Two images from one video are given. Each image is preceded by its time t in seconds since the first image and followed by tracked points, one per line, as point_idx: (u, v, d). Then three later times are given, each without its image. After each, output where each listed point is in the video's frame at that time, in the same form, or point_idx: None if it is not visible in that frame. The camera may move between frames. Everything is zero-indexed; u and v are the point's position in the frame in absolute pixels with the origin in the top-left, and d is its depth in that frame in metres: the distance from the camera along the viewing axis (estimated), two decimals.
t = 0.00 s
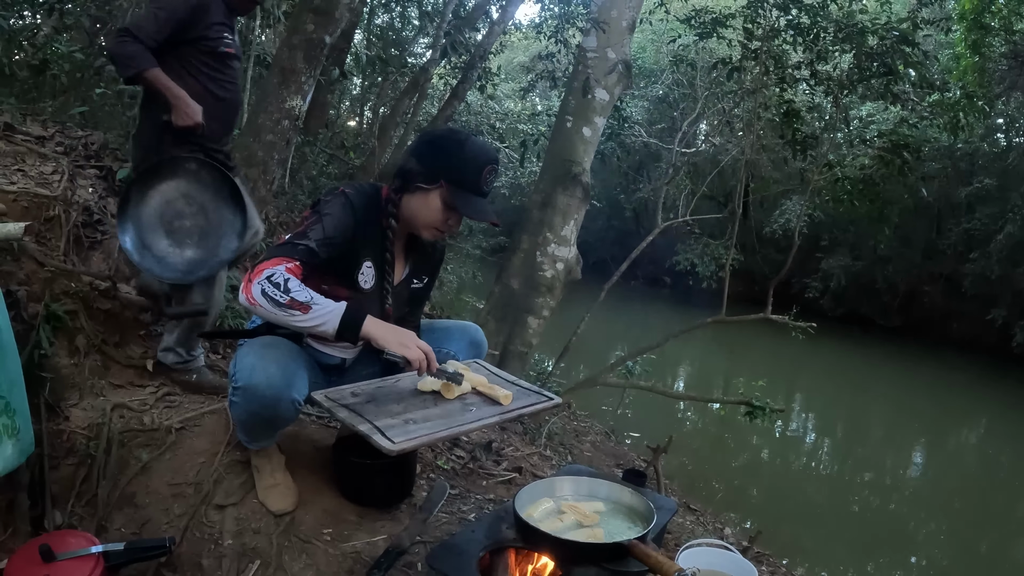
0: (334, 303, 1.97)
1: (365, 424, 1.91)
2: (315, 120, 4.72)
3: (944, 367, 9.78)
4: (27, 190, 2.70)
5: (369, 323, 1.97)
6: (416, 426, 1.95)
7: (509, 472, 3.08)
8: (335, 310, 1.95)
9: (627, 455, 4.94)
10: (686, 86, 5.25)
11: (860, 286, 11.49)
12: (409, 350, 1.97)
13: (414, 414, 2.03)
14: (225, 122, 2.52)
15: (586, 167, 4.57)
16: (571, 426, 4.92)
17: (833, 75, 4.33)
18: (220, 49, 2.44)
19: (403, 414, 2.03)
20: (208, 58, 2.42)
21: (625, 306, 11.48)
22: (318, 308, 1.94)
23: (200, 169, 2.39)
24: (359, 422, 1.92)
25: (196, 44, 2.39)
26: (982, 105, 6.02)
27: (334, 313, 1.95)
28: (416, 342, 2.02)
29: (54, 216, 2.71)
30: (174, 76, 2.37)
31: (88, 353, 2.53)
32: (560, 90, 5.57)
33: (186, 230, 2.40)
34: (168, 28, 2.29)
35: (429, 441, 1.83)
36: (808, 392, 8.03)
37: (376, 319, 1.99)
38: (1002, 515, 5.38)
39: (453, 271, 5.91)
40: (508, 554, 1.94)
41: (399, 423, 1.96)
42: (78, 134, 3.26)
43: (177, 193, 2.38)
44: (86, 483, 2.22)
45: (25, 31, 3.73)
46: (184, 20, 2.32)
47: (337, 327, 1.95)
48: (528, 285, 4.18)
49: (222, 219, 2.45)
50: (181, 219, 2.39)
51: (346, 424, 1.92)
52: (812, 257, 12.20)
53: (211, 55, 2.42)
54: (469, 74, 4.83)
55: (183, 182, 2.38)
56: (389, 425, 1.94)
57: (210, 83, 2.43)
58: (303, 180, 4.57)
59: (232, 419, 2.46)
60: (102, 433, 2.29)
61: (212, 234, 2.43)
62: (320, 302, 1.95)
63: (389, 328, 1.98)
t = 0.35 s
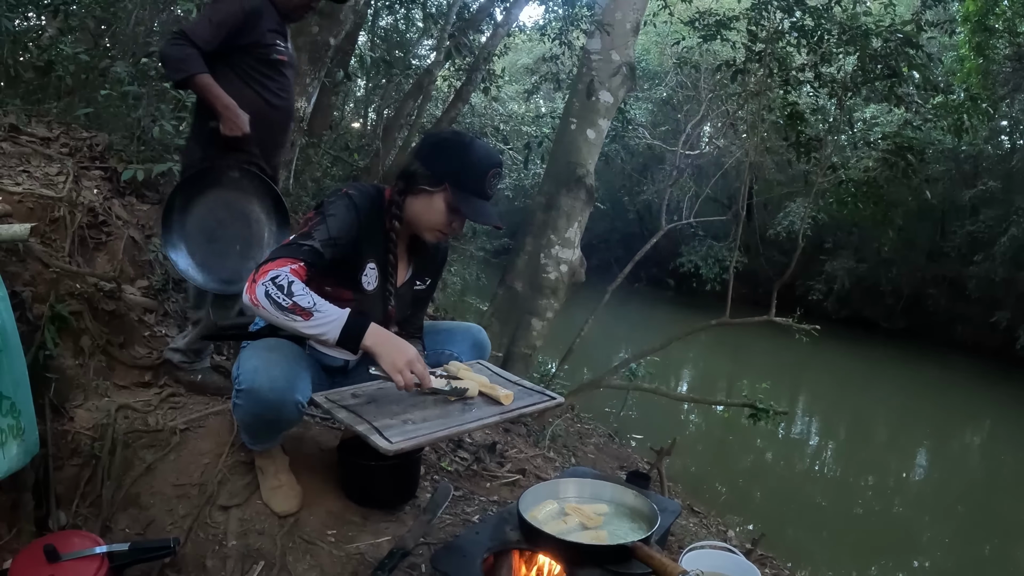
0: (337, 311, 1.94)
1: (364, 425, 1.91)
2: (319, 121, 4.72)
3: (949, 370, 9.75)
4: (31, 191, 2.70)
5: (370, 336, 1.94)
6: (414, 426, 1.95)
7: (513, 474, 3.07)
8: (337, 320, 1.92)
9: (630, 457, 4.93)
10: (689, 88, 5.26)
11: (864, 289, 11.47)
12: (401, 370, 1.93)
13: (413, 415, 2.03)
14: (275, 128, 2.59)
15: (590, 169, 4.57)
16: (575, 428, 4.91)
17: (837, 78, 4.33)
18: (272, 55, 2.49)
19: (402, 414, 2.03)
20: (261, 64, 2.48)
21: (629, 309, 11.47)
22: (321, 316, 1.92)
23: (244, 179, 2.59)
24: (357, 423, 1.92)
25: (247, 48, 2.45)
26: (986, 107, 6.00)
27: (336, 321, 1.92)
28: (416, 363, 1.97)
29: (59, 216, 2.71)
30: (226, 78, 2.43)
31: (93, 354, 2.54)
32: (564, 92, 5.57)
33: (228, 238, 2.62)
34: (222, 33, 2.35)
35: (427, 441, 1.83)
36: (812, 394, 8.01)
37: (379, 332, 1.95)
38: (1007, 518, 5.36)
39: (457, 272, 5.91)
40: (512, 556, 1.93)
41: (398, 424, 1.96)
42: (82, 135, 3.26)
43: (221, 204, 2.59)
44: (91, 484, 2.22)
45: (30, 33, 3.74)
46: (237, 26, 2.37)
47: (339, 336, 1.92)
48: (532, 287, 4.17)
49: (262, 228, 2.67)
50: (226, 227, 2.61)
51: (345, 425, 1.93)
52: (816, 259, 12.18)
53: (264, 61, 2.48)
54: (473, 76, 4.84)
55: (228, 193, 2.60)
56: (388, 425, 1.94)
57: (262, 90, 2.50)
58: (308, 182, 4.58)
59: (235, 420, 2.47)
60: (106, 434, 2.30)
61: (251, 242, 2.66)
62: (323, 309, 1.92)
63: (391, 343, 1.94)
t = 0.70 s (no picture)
0: (321, 308, 1.93)
1: (356, 429, 1.92)
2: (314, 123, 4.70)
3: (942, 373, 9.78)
4: (25, 193, 2.72)
5: (355, 331, 1.93)
6: (406, 430, 1.95)
7: (507, 477, 3.08)
8: (320, 315, 1.92)
9: (625, 460, 4.93)
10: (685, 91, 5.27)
11: (859, 291, 11.50)
12: (386, 367, 1.92)
13: (406, 418, 2.04)
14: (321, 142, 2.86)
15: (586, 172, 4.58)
16: (569, 431, 4.92)
17: (832, 81, 4.35)
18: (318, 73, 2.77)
19: (395, 418, 2.03)
20: (306, 80, 2.75)
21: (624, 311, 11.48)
22: (305, 312, 1.91)
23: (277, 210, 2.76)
24: (350, 427, 1.92)
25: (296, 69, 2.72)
26: (980, 111, 6.03)
27: (319, 317, 1.91)
28: (401, 361, 1.95)
29: (53, 218, 2.72)
30: (276, 98, 2.74)
31: (87, 356, 2.53)
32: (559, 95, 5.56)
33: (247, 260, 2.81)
34: (270, 52, 2.62)
35: (419, 446, 1.83)
36: (806, 397, 8.03)
37: (365, 327, 1.95)
38: (1001, 521, 5.38)
39: (451, 275, 5.91)
40: (506, 559, 1.95)
41: (390, 427, 1.96)
42: (77, 136, 3.24)
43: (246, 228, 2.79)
44: (84, 486, 2.22)
45: (25, 33, 3.73)
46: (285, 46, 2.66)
47: (322, 332, 1.91)
48: (527, 289, 4.18)
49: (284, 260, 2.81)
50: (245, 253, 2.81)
51: (337, 428, 1.93)
52: (810, 262, 12.20)
53: (310, 79, 2.76)
54: (469, 79, 4.83)
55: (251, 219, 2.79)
56: (380, 429, 1.94)
57: (306, 106, 2.78)
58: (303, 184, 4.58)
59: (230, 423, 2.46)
60: (100, 436, 2.29)
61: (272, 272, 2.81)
62: (308, 305, 1.92)
63: (377, 339, 1.94)
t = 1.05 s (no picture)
0: (317, 313, 1.93)
1: (352, 430, 1.91)
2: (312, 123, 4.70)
3: (938, 374, 9.80)
4: (21, 192, 2.71)
5: (350, 336, 1.92)
6: (402, 432, 1.95)
7: (504, 478, 3.08)
8: (315, 320, 1.91)
9: (621, 461, 4.94)
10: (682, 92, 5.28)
11: (855, 293, 11.52)
12: (383, 370, 1.90)
13: (402, 420, 2.03)
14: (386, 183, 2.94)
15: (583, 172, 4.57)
16: (566, 431, 4.92)
17: (829, 83, 4.35)
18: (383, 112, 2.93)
19: (391, 419, 2.03)
20: (372, 118, 2.90)
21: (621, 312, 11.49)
22: (301, 317, 1.91)
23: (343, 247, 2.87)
24: (346, 428, 1.92)
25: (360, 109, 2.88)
26: (976, 112, 6.05)
27: (314, 322, 1.91)
28: (399, 364, 1.94)
29: (48, 217, 2.72)
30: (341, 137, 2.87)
31: (83, 355, 2.52)
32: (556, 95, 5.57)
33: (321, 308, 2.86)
34: (332, 91, 2.80)
35: (416, 447, 1.83)
36: (803, 398, 8.05)
37: (360, 332, 1.94)
38: (996, 522, 5.40)
39: (448, 275, 5.91)
40: (502, 561, 1.90)
41: (386, 429, 1.96)
42: (74, 135, 3.23)
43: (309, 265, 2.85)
44: (80, 487, 2.21)
45: (22, 32, 3.72)
46: (349, 87, 2.83)
47: (317, 336, 1.91)
48: (524, 290, 4.17)
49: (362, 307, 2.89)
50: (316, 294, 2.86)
51: (333, 429, 1.93)
52: (807, 263, 12.22)
53: (375, 118, 2.91)
54: (466, 79, 4.83)
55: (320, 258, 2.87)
56: (376, 430, 1.94)
57: (375, 143, 2.92)
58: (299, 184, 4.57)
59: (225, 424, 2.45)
60: (95, 436, 2.29)
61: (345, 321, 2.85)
62: (304, 310, 1.91)
63: (372, 343, 1.93)
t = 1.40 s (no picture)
0: (319, 305, 1.93)
1: (355, 430, 1.91)
2: (318, 120, 4.70)
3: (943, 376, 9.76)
4: (27, 187, 2.71)
5: (354, 326, 1.93)
6: (405, 432, 1.94)
7: (509, 476, 3.07)
8: (317, 311, 1.92)
9: (625, 460, 4.92)
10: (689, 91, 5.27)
11: (861, 294, 11.48)
12: (389, 358, 1.92)
13: (405, 419, 2.03)
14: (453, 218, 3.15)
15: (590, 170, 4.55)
16: (570, 431, 4.91)
17: (836, 82, 4.31)
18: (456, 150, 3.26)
19: (394, 419, 2.02)
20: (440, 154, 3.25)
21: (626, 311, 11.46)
22: (302, 309, 1.91)
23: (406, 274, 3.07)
24: (349, 428, 1.91)
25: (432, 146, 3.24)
26: (984, 113, 6.02)
27: (317, 313, 1.92)
28: (403, 352, 1.96)
29: (55, 213, 2.72)
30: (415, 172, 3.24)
31: (88, 352, 2.51)
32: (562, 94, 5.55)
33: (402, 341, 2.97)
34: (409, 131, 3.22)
35: (418, 447, 1.82)
36: (807, 399, 8.02)
37: (364, 323, 1.95)
38: (1001, 524, 5.37)
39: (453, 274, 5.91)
40: (507, 560, 1.93)
41: (389, 429, 1.95)
42: (81, 132, 3.23)
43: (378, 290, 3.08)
44: (84, 483, 2.21)
45: (29, 27, 3.72)
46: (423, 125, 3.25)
47: (320, 327, 1.91)
48: (529, 288, 4.16)
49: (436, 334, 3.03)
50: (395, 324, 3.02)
51: (336, 429, 1.92)
52: (813, 264, 12.18)
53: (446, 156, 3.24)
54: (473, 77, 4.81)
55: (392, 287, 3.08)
56: (379, 430, 1.93)
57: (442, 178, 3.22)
58: (305, 182, 4.55)
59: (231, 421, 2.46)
60: (100, 432, 2.28)
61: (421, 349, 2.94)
62: (306, 302, 1.92)
63: (378, 333, 1.94)
